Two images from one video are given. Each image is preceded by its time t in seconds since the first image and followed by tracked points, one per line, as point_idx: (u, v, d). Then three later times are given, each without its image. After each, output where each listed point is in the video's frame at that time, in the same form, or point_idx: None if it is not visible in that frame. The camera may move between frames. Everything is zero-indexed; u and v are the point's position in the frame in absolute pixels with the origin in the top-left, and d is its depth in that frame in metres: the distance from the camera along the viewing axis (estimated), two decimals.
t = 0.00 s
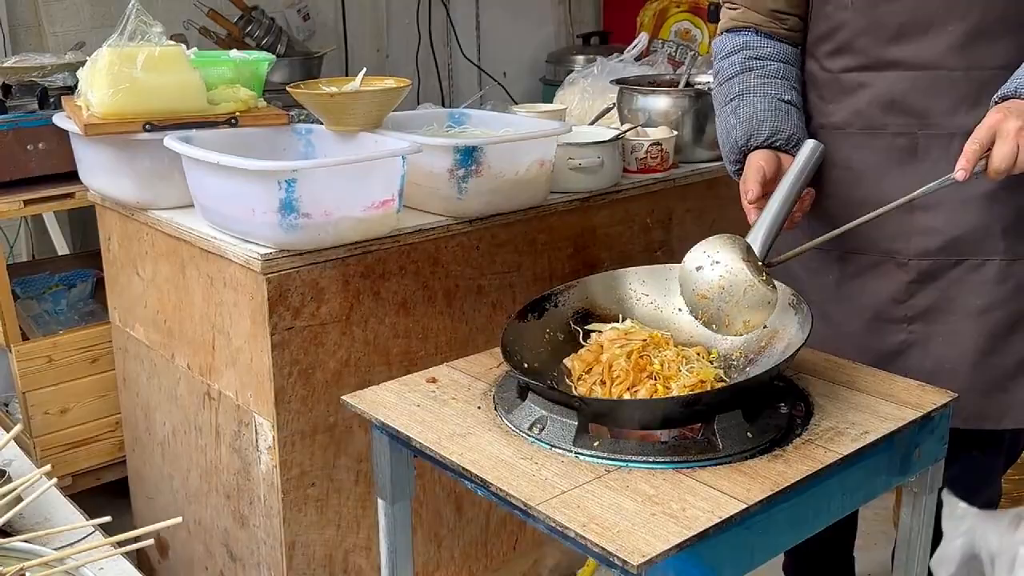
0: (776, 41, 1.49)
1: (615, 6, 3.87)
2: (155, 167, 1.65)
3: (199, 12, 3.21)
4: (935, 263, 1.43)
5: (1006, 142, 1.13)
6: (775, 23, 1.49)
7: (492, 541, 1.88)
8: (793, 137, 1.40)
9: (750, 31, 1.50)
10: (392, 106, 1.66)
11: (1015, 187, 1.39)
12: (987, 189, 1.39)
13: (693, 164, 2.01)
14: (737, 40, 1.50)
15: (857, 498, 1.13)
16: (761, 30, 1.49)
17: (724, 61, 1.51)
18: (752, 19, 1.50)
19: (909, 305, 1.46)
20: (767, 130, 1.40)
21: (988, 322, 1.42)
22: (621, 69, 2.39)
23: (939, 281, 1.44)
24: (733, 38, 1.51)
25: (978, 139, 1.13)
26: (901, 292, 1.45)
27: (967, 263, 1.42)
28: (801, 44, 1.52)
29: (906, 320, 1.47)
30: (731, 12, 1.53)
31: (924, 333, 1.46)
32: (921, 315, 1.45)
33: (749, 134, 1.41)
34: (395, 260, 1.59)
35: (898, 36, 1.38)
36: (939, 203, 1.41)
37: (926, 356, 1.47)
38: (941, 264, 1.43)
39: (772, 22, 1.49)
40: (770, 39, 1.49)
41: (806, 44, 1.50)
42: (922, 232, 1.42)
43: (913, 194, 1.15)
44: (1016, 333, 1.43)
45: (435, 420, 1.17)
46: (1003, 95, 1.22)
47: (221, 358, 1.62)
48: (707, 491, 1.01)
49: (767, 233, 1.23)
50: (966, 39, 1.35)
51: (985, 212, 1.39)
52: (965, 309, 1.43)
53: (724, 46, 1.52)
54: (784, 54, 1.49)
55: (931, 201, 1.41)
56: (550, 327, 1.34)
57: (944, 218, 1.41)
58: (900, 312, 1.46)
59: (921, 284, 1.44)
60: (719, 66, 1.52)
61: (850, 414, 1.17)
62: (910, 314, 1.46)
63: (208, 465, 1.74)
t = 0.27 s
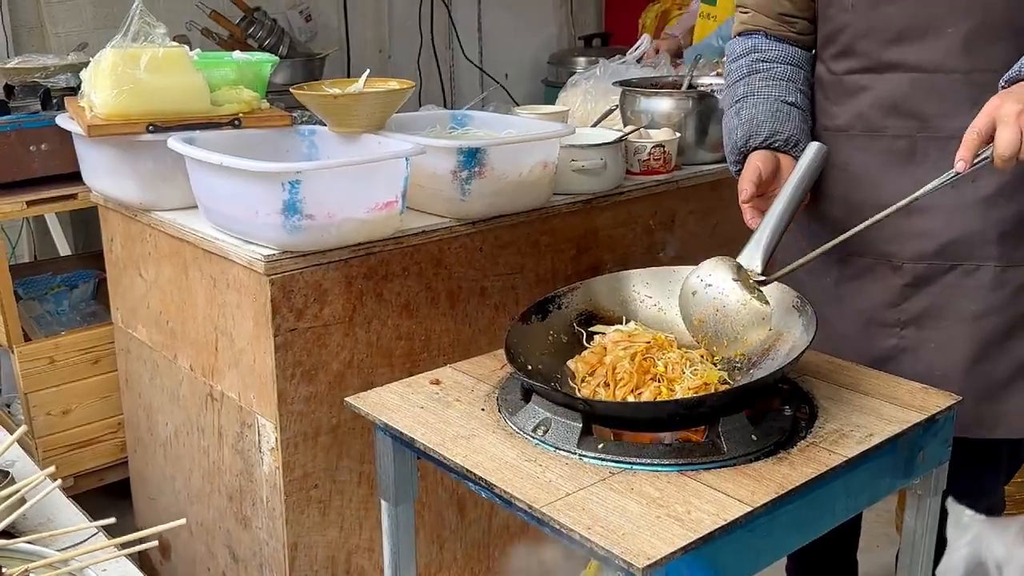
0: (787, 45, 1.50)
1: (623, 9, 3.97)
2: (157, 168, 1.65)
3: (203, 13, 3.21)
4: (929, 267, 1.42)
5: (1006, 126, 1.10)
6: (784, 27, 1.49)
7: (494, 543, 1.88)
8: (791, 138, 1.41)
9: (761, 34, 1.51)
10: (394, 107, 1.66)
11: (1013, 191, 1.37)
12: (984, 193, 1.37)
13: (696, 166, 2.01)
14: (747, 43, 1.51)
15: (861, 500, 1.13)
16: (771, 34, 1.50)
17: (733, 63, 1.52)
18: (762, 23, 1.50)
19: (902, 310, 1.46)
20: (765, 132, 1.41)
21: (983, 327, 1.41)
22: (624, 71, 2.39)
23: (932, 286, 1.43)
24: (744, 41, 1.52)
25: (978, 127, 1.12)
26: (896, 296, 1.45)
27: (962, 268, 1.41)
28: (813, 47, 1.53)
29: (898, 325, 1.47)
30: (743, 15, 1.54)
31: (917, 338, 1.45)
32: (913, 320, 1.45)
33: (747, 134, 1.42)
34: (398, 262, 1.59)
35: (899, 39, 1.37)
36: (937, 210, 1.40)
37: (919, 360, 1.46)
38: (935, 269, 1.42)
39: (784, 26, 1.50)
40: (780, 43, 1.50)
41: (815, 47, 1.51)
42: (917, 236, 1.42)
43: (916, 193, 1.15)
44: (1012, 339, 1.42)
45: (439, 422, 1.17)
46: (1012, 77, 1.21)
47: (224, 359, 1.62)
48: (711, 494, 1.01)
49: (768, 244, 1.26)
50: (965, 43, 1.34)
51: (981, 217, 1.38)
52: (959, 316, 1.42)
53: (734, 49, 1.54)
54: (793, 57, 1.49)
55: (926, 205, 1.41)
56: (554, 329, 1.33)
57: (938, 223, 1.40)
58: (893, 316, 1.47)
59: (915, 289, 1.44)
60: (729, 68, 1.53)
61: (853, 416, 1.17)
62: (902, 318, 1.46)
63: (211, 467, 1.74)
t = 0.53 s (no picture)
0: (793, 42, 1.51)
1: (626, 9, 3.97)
2: (160, 170, 1.65)
3: (205, 14, 3.23)
4: (922, 268, 1.42)
5: (1010, 83, 1.07)
6: (790, 23, 1.50)
7: (497, 545, 1.87)
8: (796, 134, 1.41)
9: (766, 31, 1.51)
10: (398, 110, 1.66)
11: (1007, 194, 1.36)
12: (979, 194, 1.36)
13: (698, 169, 2.01)
14: (753, 40, 1.51)
15: (866, 504, 1.13)
16: (776, 31, 1.51)
17: (740, 60, 1.52)
18: (768, 19, 1.51)
19: (893, 309, 1.45)
20: (771, 127, 1.41)
21: (973, 328, 1.40)
22: (625, 73, 2.39)
23: (926, 285, 1.42)
24: (749, 38, 1.52)
25: (981, 89, 1.10)
26: (889, 295, 1.45)
27: (954, 268, 1.40)
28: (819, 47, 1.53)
29: (891, 324, 1.46)
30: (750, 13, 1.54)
31: (911, 337, 1.45)
32: (906, 319, 1.45)
33: (753, 130, 1.42)
34: (401, 264, 1.59)
35: (900, 39, 1.37)
36: (929, 210, 1.39)
37: (912, 361, 1.45)
38: (927, 269, 1.42)
39: (790, 23, 1.50)
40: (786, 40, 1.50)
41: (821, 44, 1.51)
42: (911, 236, 1.41)
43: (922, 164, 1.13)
44: (1004, 340, 1.41)
45: (442, 425, 1.17)
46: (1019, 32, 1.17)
47: (226, 361, 1.61)
48: (716, 497, 1.00)
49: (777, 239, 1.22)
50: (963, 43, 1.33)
51: (975, 218, 1.37)
52: (950, 317, 1.41)
53: (740, 46, 1.54)
54: (799, 54, 1.49)
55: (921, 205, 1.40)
56: (557, 331, 1.33)
57: (932, 223, 1.39)
58: (885, 314, 1.46)
59: (908, 288, 1.44)
60: (735, 65, 1.53)
61: (858, 420, 1.17)
62: (895, 317, 1.46)
63: (213, 469, 1.73)
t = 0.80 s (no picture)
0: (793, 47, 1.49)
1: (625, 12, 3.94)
2: (161, 171, 1.65)
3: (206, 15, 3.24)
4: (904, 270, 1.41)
5: (918, 82, 1.06)
6: (792, 26, 1.49)
7: (499, 546, 1.87)
8: (802, 137, 1.38)
9: (766, 37, 1.50)
10: (399, 113, 1.65)
11: (983, 198, 1.34)
12: (954, 200, 1.35)
13: (700, 171, 2.01)
14: (753, 48, 1.50)
15: (869, 509, 1.13)
16: (776, 36, 1.50)
17: (739, 68, 1.50)
18: (768, 24, 1.50)
19: (879, 307, 1.45)
20: (776, 130, 1.38)
21: (949, 329, 1.39)
22: (627, 76, 2.38)
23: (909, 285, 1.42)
24: (748, 46, 1.51)
25: (893, 91, 1.08)
26: (867, 295, 1.46)
27: (933, 269, 1.40)
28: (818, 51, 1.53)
29: (874, 321, 1.46)
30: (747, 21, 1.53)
31: (893, 334, 1.45)
32: (888, 318, 1.45)
33: (758, 133, 1.40)
34: (402, 267, 1.58)
35: (881, 47, 1.37)
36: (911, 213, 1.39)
37: (898, 363, 1.44)
38: (906, 271, 1.42)
39: (791, 26, 1.50)
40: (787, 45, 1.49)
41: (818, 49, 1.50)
42: (892, 238, 1.41)
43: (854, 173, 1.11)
44: (980, 340, 1.38)
45: (444, 429, 1.16)
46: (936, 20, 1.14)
47: (227, 364, 1.61)
48: (719, 503, 1.00)
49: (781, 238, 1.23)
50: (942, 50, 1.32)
51: (947, 223, 1.36)
52: (928, 316, 1.41)
53: (739, 55, 1.52)
54: (799, 62, 1.48)
55: (902, 209, 1.39)
56: (560, 336, 1.33)
57: (912, 227, 1.39)
58: (870, 313, 1.46)
59: (888, 288, 1.44)
60: (735, 73, 1.51)
61: (861, 425, 1.16)
62: (878, 315, 1.46)
63: (213, 472, 1.73)
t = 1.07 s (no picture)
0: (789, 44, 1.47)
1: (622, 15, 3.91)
2: (161, 175, 1.64)
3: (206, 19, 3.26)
4: (902, 269, 1.40)
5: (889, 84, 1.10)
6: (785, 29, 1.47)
7: (499, 552, 1.87)
8: (830, 80, 1.38)
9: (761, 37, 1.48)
10: (400, 117, 1.65)
11: (979, 193, 1.34)
12: (950, 199, 1.35)
13: (700, 176, 2.00)
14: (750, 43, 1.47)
15: (869, 516, 1.12)
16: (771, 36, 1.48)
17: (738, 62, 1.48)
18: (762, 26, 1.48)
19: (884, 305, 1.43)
20: (803, 75, 1.37)
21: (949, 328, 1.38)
22: (627, 80, 2.38)
23: (910, 284, 1.41)
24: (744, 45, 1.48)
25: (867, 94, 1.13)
26: (875, 294, 1.43)
27: (930, 267, 1.38)
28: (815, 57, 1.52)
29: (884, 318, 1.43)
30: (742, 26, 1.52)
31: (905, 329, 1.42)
32: (897, 314, 1.42)
33: (783, 86, 1.38)
34: (402, 271, 1.58)
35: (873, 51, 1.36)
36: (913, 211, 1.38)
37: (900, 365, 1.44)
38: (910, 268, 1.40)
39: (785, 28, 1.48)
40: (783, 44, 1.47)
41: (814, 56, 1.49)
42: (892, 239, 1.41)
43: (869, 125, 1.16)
44: (979, 339, 1.38)
45: (445, 435, 1.16)
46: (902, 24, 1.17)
47: (227, 368, 1.61)
48: (721, 509, 1.00)
49: (815, 197, 1.28)
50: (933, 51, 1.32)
51: (947, 218, 1.36)
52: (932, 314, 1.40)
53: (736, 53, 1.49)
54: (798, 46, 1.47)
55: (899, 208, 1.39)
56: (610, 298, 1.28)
57: (907, 227, 1.39)
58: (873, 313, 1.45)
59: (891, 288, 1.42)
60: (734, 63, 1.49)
61: (863, 431, 1.16)
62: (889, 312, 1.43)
63: (213, 476, 1.72)
